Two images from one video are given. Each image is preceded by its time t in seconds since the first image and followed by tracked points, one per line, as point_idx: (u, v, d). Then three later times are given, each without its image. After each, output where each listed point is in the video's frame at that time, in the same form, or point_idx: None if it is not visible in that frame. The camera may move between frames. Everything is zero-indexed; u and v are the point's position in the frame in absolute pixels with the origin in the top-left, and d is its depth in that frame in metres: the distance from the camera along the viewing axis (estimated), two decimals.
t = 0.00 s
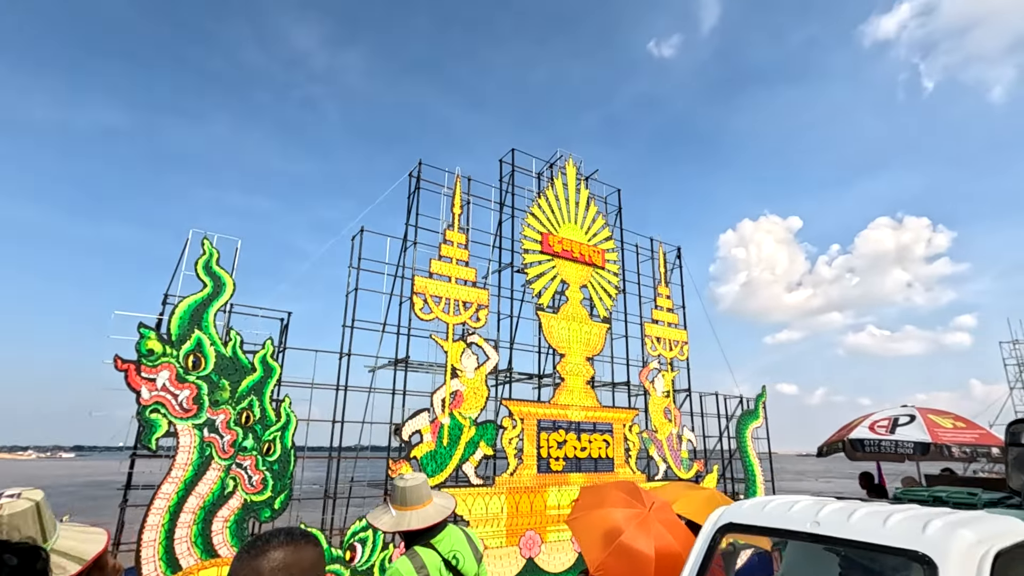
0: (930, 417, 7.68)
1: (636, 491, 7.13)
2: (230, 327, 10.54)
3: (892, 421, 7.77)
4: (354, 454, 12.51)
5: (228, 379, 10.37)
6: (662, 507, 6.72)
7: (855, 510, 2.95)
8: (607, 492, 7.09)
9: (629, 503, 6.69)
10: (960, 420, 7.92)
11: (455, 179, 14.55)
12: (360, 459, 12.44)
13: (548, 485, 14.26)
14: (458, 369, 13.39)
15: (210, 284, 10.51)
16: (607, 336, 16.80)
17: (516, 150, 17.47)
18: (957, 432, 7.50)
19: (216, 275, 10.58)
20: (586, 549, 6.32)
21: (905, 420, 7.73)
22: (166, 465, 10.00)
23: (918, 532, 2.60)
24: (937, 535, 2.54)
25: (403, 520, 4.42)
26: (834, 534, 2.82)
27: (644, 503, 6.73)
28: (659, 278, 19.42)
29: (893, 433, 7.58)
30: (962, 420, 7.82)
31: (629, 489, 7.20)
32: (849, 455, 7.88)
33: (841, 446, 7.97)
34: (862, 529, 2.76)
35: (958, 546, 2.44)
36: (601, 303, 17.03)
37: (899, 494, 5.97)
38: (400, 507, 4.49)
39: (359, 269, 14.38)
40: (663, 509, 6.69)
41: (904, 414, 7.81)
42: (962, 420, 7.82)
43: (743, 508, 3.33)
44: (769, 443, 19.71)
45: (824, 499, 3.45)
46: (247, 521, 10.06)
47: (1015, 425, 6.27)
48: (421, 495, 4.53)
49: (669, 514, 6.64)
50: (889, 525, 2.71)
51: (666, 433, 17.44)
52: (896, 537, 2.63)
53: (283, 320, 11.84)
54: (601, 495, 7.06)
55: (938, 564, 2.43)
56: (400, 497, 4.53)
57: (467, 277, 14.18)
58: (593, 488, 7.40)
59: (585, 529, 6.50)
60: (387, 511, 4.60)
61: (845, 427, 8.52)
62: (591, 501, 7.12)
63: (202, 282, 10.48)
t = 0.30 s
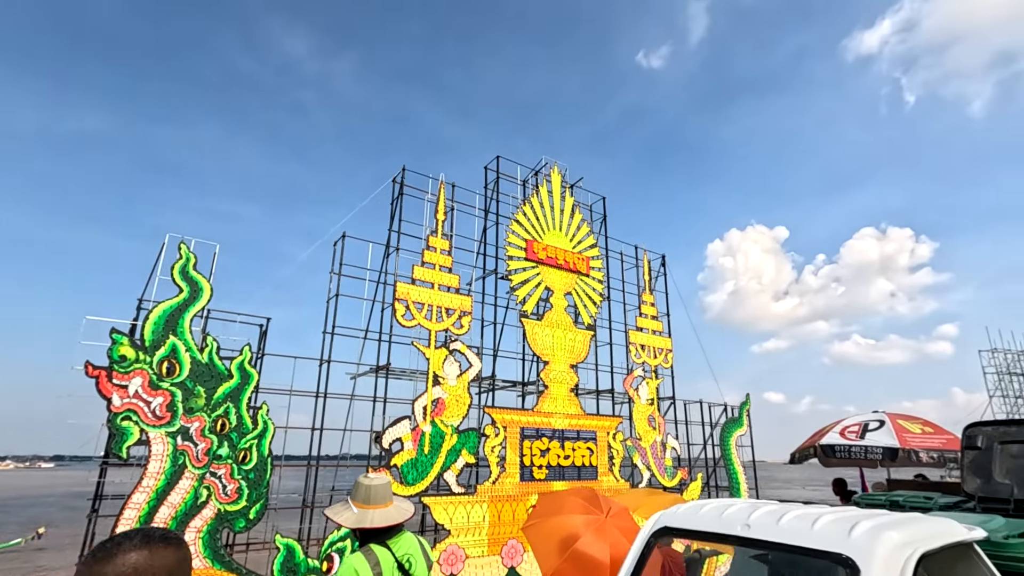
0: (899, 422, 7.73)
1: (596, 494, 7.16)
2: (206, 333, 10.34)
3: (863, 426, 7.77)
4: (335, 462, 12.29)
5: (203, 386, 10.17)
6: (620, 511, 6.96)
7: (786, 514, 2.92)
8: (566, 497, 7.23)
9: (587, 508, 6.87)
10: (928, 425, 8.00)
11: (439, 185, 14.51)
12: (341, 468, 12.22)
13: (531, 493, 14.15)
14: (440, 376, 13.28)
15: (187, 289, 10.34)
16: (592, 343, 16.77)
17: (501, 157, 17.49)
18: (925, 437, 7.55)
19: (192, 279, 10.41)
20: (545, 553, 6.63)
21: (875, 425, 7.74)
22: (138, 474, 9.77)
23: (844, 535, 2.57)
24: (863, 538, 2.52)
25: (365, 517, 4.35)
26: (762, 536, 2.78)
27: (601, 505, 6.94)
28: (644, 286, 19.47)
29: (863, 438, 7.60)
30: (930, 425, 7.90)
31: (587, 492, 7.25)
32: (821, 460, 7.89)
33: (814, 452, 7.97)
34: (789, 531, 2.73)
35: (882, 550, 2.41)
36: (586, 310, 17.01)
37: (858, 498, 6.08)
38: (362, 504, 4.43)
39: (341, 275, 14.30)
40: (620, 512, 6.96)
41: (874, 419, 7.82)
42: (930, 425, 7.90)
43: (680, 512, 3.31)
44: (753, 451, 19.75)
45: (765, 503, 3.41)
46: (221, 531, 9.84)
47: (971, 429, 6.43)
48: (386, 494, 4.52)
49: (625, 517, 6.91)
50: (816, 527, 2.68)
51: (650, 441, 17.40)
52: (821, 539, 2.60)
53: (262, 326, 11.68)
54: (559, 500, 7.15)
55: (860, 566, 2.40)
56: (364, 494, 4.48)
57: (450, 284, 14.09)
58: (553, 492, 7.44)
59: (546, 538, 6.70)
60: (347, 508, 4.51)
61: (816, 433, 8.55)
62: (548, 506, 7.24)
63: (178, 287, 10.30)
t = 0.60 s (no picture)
0: (882, 428, 7.73)
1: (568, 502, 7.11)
2: (191, 337, 10.21)
3: (846, 432, 7.80)
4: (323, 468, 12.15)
5: (187, 391, 10.04)
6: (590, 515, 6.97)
7: (739, 520, 2.86)
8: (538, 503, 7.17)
9: (559, 513, 6.85)
10: (912, 431, 7.98)
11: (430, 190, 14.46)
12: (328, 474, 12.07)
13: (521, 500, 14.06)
14: (429, 382, 13.18)
15: (172, 292, 10.21)
16: (583, 349, 16.71)
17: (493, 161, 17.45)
18: (908, 443, 7.54)
19: (177, 283, 10.29)
20: (515, 561, 6.54)
21: (858, 431, 7.76)
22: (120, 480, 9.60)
23: (796, 543, 2.52)
24: (814, 545, 2.47)
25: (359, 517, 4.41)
26: (713, 544, 2.72)
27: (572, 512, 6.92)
28: (636, 292, 19.46)
29: (845, 444, 7.59)
30: (914, 432, 7.88)
31: (558, 499, 7.20)
32: (807, 467, 7.78)
33: (797, 457, 7.92)
34: (741, 539, 2.66)
35: (834, 558, 2.35)
36: (577, 315, 16.97)
37: (832, 504, 6.07)
38: (354, 505, 4.46)
39: (330, 279, 14.26)
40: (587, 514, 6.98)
41: (857, 425, 7.85)
42: (914, 431, 7.88)
43: (634, 519, 3.23)
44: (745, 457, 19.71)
45: (723, 509, 3.35)
46: (204, 539, 9.69)
47: (947, 433, 6.44)
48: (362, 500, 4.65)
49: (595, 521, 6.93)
50: (768, 535, 2.62)
51: (641, 447, 17.34)
52: (773, 548, 2.53)
53: (249, 330, 11.56)
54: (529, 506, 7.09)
55: None
56: (353, 496, 4.50)
57: (440, 289, 14.01)
58: (525, 500, 7.35)
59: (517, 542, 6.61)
60: (336, 506, 4.40)
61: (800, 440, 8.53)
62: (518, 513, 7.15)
63: (163, 291, 10.18)
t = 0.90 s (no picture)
0: (883, 431, 7.61)
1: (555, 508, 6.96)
2: (186, 340, 10.13)
3: (846, 436, 7.68)
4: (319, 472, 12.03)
5: (181, 395, 9.95)
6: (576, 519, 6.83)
7: (721, 532, 2.74)
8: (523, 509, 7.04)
9: (544, 520, 6.72)
10: (913, 435, 7.86)
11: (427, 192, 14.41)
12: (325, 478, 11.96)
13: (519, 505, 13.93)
14: (427, 385, 13.08)
15: (166, 295, 10.14)
16: (582, 352, 16.60)
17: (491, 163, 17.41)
18: (909, 447, 7.42)
19: (172, 286, 10.22)
20: (498, 567, 6.46)
21: (859, 435, 7.63)
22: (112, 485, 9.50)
23: (779, 558, 2.39)
24: (799, 561, 2.34)
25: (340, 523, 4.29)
26: (692, 560, 2.62)
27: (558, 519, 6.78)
28: (635, 294, 19.35)
29: (845, 449, 7.46)
30: (915, 436, 7.76)
31: (544, 505, 7.07)
32: (805, 472, 7.74)
33: (795, 462, 7.83)
34: (720, 554, 2.55)
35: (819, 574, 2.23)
36: (576, 318, 16.87)
37: (831, 511, 6.03)
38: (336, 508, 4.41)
39: (326, 282, 14.19)
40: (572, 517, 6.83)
41: (857, 429, 7.73)
42: (915, 435, 7.76)
43: (611, 531, 3.14)
44: (746, 461, 19.55)
45: (705, 520, 3.25)
46: (197, 544, 9.58)
47: (948, 438, 6.30)
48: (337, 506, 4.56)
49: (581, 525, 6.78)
50: (750, 550, 2.50)
51: (641, 451, 17.19)
52: (753, 564, 2.42)
53: (244, 334, 11.47)
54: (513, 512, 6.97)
55: None
56: (334, 500, 4.44)
57: (438, 291, 13.93)
58: (510, 506, 7.22)
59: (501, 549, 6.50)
60: (321, 510, 4.29)
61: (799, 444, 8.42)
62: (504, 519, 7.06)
63: (158, 293, 10.10)
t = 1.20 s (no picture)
0: (904, 434, 7.35)
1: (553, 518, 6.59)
2: (191, 343, 10.09)
3: (864, 439, 7.42)
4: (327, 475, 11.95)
5: (187, 397, 9.91)
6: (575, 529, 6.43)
7: (725, 556, 2.55)
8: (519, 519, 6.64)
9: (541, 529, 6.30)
10: (937, 438, 7.58)
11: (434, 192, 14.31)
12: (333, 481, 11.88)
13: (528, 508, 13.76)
14: (434, 387, 12.96)
15: (172, 297, 10.12)
16: (591, 353, 16.40)
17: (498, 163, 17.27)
18: (932, 451, 7.14)
19: (178, 288, 10.19)
20: None
21: (878, 437, 7.38)
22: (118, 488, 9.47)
23: None
24: None
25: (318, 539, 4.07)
26: None
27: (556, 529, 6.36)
28: (646, 294, 19.11)
29: (864, 452, 7.20)
30: (939, 438, 7.48)
31: (542, 514, 6.69)
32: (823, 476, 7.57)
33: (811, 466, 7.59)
34: None
35: None
36: (585, 319, 16.67)
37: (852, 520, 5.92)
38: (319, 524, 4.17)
39: (332, 283, 14.12)
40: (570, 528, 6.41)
41: (877, 431, 7.48)
42: (939, 438, 7.48)
43: (603, 552, 2.99)
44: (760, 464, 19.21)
45: (703, 540, 3.09)
46: (203, 548, 9.52)
47: (981, 442, 6.03)
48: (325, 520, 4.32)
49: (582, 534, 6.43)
50: None
51: (652, 453, 16.94)
52: None
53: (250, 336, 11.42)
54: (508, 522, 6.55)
55: None
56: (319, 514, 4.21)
57: (445, 292, 13.80)
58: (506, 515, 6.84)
59: (492, 560, 5.96)
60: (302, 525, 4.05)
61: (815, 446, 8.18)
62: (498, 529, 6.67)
63: (164, 296, 10.08)
